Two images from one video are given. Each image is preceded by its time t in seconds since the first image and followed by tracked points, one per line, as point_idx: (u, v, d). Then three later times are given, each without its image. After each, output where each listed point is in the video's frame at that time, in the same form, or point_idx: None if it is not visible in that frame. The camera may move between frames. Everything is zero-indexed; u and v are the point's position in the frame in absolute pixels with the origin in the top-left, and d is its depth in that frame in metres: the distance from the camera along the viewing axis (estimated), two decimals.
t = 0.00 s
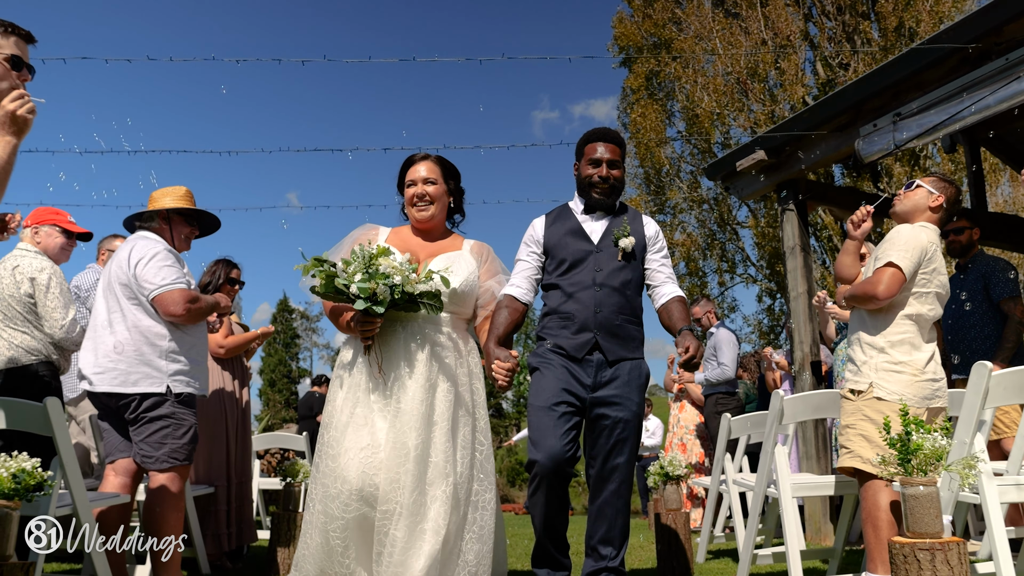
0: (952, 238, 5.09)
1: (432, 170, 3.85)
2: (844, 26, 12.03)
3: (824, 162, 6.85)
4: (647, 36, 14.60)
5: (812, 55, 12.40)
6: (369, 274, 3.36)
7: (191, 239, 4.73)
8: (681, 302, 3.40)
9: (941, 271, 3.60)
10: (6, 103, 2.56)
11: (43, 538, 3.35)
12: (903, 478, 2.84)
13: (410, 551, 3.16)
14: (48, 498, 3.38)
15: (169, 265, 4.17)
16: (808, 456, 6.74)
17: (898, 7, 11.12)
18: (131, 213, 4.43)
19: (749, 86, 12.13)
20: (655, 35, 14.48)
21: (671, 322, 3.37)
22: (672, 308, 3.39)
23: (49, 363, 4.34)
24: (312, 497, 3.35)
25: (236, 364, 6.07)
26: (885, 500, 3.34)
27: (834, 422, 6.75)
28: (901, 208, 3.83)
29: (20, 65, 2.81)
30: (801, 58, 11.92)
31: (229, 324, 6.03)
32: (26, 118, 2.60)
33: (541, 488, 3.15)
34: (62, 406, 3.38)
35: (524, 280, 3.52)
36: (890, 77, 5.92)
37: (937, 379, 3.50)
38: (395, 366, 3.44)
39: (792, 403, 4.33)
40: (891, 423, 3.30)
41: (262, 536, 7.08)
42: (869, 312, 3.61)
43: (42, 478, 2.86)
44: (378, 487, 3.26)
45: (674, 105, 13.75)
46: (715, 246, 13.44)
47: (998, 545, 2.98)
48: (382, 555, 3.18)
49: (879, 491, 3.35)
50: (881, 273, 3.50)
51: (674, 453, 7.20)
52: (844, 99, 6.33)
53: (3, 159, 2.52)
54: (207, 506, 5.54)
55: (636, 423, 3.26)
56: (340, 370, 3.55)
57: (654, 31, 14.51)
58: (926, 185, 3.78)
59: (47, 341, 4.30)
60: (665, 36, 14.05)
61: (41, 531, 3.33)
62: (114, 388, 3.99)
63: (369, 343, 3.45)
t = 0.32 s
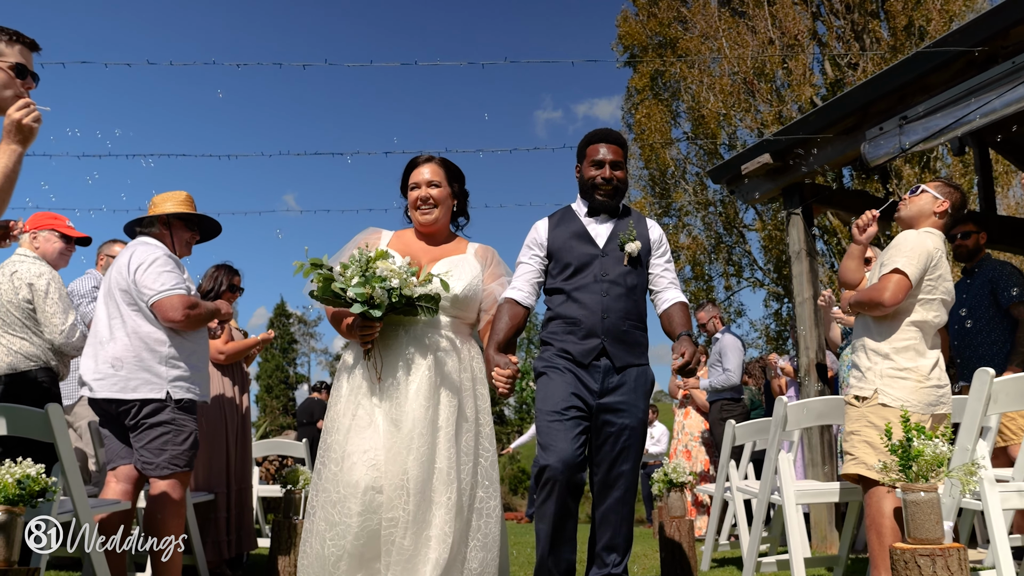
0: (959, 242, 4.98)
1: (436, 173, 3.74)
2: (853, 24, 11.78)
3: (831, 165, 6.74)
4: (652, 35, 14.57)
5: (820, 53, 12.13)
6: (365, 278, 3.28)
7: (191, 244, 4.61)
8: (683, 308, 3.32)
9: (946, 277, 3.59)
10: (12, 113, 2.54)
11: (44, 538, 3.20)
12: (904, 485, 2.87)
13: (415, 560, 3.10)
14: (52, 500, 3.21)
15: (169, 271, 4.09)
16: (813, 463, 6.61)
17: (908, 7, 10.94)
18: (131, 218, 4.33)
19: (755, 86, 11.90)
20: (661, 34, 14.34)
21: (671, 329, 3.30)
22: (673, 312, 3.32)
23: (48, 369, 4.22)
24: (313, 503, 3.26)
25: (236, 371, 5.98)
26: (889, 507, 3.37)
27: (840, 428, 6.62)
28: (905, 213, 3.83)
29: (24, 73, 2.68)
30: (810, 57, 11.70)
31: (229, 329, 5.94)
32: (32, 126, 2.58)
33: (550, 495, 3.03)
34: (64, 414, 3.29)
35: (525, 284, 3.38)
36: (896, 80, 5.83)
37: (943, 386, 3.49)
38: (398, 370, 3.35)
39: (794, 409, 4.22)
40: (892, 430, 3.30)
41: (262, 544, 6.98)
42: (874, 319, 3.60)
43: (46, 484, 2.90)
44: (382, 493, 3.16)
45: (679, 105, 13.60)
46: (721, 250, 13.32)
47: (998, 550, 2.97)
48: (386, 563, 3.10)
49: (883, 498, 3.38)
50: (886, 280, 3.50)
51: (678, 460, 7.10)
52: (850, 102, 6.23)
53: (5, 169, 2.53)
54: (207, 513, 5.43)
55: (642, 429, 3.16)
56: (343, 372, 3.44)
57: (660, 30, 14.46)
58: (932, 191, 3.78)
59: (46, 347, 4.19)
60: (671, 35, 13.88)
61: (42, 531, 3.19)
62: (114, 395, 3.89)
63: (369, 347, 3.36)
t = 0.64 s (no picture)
0: (965, 249, 4.88)
1: (439, 175, 3.65)
2: (862, 24, 11.68)
3: (838, 170, 6.66)
4: (658, 35, 14.26)
5: (828, 54, 11.94)
6: (359, 283, 3.21)
7: (194, 250, 4.53)
8: (684, 316, 3.24)
9: (952, 285, 3.52)
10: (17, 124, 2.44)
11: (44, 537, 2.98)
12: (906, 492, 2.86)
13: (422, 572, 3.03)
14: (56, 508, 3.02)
15: (170, 277, 4.01)
16: (819, 471, 6.51)
17: (918, 6, 10.83)
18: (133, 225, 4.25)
19: (763, 88, 11.73)
20: (666, 35, 14.09)
21: (677, 335, 3.21)
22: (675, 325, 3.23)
23: (49, 376, 4.11)
24: (315, 514, 3.17)
25: (236, 378, 5.90)
26: (894, 515, 3.26)
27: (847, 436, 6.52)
28: (912, 220, 3.76)
29: (30, 82, 2.65)
30: (819, 59, 11.54)
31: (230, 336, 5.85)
32: (38, 137, 2.49)
33: (559, 507, 2.94)
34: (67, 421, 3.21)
35: (527, 291, 3.27)
36: (903, 84, 5.75)
37: (948, 394, 3.44)
38: (401, 379, 3.25)
39: (799, 416, 4.14)
40: (894, 437, 3.27)
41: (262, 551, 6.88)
42: (880, 326, 3.52)
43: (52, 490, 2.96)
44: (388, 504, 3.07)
45: (686, 106, 13.42)
46: (729, 254, 13.08)
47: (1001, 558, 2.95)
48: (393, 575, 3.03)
49: (888, 506, 3.28)
50: (892, 288, 3.43)
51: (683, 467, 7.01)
52: (856, 107, 6.14)
53: (10, 181, 2.47)
54: (208, 522, 5.35)
55: (646, 439, 3.08)
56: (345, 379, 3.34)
57: (665, 31, 14.17)
58: (937, 197, 3.71)
59: (47, 354, 4.08)
60: (677, 35, 13.68)
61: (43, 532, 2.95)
62: (115, 402, 3.82)
63: (367, 354, 3.28)
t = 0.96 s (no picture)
0: (973, 255, 4.79)
1: (443, 180, 3.58)
2: (872, 25, 11.25)
3: (845, 176, 6.56)
4: (664, 37, 14.02)
5: (837, 56, 11.72)
6: (352, 284, 3.14)
7: (195, 258, 4.43)
8: (688, 328, 3.15)
9: (959, 294, 3.46)
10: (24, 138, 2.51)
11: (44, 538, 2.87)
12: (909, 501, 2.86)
13: None
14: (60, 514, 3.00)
15: (171, 285, 3.94)
16: (827, 480, 6.41)
17: (929, 7, 10.59)
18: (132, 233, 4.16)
19: (771, 90, 11.54)
20: (672, 36, 13.83)
21: (676, 350, 3.13)
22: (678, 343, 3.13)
23: (50, 385, 3.94)
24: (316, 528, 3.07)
25: (237, 385, 5.81)
26: (899, 524, 3.21)
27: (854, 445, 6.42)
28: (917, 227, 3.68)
29: (36, 94, 2.73)
30: (827, 62, 11.36)
31: (230, 343, 5.76)
32: (46, 150, 2.56)
33: (570, 522, 2.84)
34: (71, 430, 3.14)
35: (529, 301, 3.14)
36: (911, 90, 5.65)
37: (954, 402, 3.36)
38: (405, 391, 3.14)
39: (804, 425, 4.03)
40: (898, 446, 3.20)
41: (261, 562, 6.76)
42: (886, 335, 3.46)
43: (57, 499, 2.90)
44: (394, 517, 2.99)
45: (692, 109, 13.23)
46: (736, 259, 12.96)
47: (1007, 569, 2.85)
48: None
49: (893, 515, 3.22)
50: (898, 297, 3.37)
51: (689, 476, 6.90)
52: (863, 113, 6.06)
53: (17, 194, 2.54)
54: (209, 531, 5.26)
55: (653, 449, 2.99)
56: (347, 390, 3.22)
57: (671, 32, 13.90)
58: (944, 204, 3.64)
59: (49, 361, 3.92)
60: (683, 37, 13.48)
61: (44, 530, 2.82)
62: (117, 411, 3.74)
63: (367, 357, 3.21)
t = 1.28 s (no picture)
0: (982, 263, 4.72)
1: (445, 185, 3.51)
2: (881, 27, 11.15)
3: (853, 183, 6.48)
4: (670, 39, 13.87)
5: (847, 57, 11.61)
6: (347, 278, 3.07)
7: (200, 266, 4.38)
8: (690, 336, 3.06)
9: (966, 302, 3.43)
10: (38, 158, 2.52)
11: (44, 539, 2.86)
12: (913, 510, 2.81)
13: None
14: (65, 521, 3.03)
15: (175, 294, 3.87)
16: (834, 491, 6.29)
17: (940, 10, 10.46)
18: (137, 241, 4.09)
19: (779, 93, 11.42)
20: (679, 38, 13.71)
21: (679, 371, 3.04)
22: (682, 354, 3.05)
23: (52, 395, 3.84)
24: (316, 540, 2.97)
25: (239, 395, 5.73)
26: (904, 533, 3.14)
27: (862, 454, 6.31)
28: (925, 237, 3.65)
29: (43, 107, 2.75)
30: (836, 65, 11.25)
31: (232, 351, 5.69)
32: (58, 172, 2.58)
33: (580, 537, 2.76)
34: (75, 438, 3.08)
35: (531, 312, 3.04)
36: (918, 96, 5.57)
37: (961, 412, 3.32)
38: (407, 402, 3.02)
39: (811, 434, 3.93)
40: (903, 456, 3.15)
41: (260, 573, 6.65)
42: (893, 344, 3.42)
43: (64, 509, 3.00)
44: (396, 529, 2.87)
45: (699, 112, 13.10)
46: (745, 265, 12.80)
47: None
48: None
49: (898, 525, 3.14)
50: (905, 305, 3.33)
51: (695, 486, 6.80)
52: (869, 119, 5.99)
53: (23, 211, 2.53)
54: (211, 542, 5.19)
55: (660, 457, 2.91)
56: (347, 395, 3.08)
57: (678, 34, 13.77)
58: (951, 212, 3.62)
59: (52, 370, 3.82)
60: (690, 39, 13.34)
61: (45, 529, 2.83)
62: (120, 419, 3.67)
63: (362, 357, 3.13)
